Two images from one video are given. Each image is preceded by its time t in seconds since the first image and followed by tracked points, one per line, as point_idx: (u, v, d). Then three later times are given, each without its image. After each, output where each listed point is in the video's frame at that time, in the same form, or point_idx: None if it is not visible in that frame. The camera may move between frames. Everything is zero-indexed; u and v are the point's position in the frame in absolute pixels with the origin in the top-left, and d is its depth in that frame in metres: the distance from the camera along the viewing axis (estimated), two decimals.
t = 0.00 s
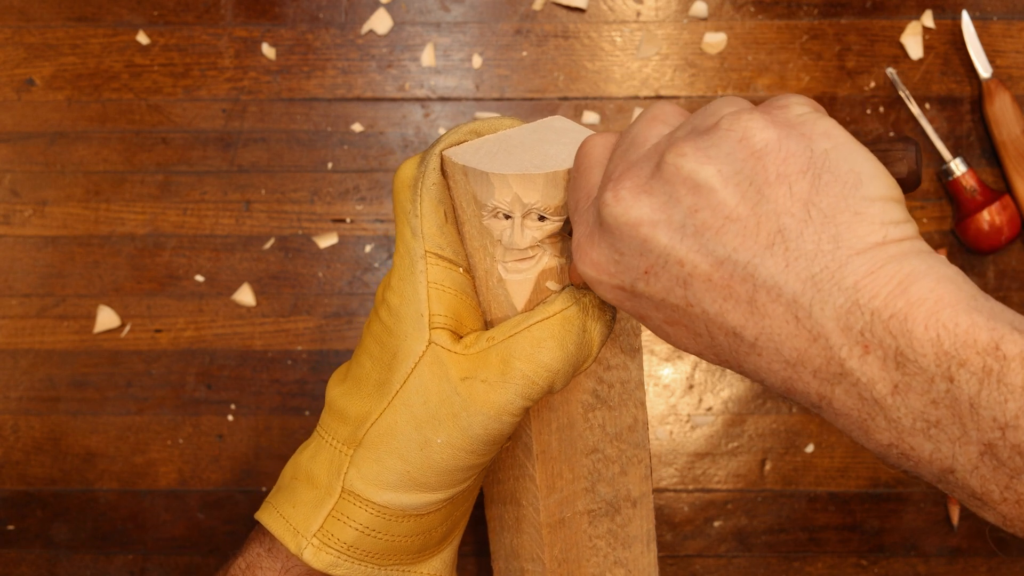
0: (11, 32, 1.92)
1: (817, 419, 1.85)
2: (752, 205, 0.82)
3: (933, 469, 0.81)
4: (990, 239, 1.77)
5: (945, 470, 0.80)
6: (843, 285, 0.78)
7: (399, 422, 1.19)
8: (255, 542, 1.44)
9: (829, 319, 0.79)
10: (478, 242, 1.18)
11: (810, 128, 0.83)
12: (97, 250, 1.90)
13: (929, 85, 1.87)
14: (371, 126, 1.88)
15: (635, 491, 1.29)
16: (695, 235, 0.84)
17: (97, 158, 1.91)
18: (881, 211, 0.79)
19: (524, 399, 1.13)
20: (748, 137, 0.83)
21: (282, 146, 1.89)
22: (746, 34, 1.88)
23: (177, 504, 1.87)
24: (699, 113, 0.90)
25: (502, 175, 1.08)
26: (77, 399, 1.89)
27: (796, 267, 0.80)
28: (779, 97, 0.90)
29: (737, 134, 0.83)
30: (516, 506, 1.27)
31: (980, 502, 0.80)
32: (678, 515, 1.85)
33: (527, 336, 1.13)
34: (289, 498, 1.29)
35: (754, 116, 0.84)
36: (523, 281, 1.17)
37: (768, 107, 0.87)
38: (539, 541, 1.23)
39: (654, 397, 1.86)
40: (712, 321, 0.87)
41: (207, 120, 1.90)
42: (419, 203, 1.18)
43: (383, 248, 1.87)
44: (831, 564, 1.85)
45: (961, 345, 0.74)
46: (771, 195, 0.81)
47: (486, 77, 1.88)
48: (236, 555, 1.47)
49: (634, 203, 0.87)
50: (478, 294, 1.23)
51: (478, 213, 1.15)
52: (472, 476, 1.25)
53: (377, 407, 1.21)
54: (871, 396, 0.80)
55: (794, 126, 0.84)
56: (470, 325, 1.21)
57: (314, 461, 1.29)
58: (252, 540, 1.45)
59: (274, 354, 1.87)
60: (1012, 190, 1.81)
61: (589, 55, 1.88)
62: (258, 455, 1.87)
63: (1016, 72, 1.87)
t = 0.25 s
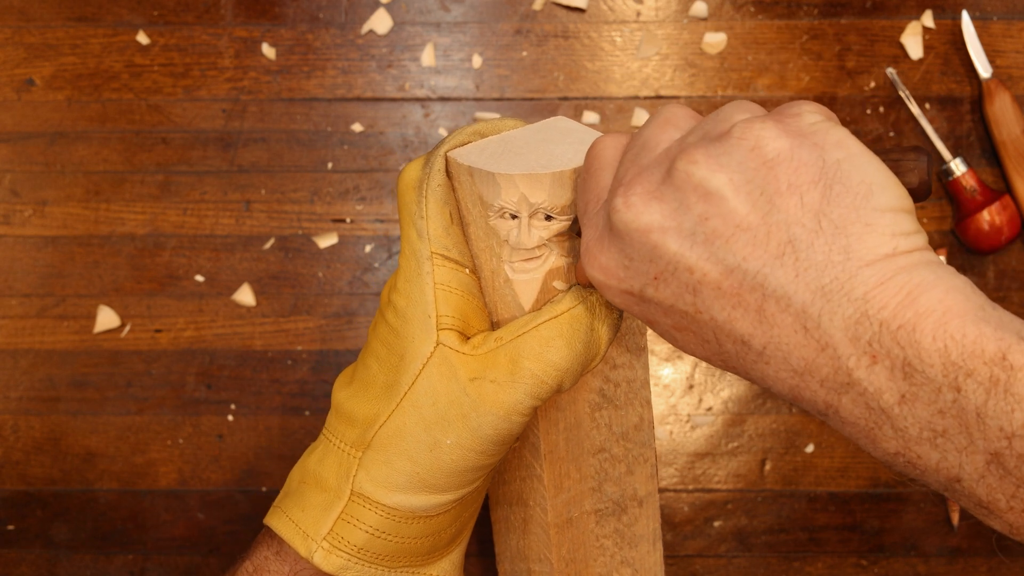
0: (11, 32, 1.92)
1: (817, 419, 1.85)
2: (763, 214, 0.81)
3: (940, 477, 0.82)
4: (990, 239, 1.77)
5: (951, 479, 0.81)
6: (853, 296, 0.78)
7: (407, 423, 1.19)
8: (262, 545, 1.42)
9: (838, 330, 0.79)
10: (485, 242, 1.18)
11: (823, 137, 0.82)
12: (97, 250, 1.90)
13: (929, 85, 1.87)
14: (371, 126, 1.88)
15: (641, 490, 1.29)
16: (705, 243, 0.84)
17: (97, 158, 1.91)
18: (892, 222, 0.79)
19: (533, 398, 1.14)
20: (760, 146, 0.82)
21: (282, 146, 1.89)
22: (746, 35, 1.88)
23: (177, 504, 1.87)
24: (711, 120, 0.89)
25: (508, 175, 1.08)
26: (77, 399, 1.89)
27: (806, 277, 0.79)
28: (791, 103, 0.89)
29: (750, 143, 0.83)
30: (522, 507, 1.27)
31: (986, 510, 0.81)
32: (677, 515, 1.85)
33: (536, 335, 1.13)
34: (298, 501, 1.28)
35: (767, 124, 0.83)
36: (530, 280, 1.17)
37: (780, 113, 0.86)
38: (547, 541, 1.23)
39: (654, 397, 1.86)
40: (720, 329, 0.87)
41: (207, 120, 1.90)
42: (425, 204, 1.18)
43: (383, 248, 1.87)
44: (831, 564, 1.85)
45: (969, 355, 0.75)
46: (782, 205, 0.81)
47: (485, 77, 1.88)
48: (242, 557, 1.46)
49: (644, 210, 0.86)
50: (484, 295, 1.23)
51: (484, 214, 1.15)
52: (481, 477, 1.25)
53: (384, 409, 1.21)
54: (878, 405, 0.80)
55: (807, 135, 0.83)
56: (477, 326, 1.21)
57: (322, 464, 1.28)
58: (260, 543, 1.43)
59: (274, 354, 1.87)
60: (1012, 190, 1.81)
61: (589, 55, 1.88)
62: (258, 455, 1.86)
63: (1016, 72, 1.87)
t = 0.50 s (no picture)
0: (11, 32, 1.92)
1: (817, 419, 1.85)
2: (771, 209, 0.82)
3: (948, 477, 0.81)
4: (990, 239, 1.77)
5: (960, 477, 0.80)
6: (861, 291, 0.78)
7: (415, 428, 1.19)
8: (269, 550, 1.41)
9: (846, 325, 0.79)
10: (492, 247, 1.18)
11: (830, 135, 0.84)
12: (97, 250, 1.90)
13: (929, 85, 1.87)
14: (371, 126, 1.88)
15: (646, 495, 1.29)
16: (713, 239, 0.84)
17: (97, 158, 1.91)
18: (900, 219, 0.79)
19: (540, 403, 1.13)
20: (769, 143, 0.83)
21: (282, 146, 1.89)
22: (746, 35, 1.88)
23: (177, 504, 1.87)
24: (720, 120, 0.90)
25: (517, 179, 1.09)
26: (77, 399, 1.89)
27: (814, 272, 0.79)
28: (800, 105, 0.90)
29: (758, 140, 0.84)
30: (529, 513, 1.27)
31: (994, 509, 0.80)
32: (678, 515, 1.85)
33: (544, 340, 1.13)
34: (304, 506, 1.28)
35: (775, 122, 0.84)
36: (538, 285, 1.16)
37: (789, 114, 0.88)
38: (553, 546, 1.23)
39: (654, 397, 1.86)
40: (728, 326, 0.86)
41: (207, 120, 1.90)
42: (432, 209, 1.18)
43: (383, 248, 1.87)
44: (831, 564, 1.85)
45: (978, 352, 0.75)
46: (790, 201, 0.81)
47: (485, 77, 1.88)
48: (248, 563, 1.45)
49: (653, 207, 0.87)
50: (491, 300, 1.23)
51: (492, 219, 1.15)
52: (488, 482, 1.25)
53: (392, 413, 1.21)
54: (886, 402, 0.80)
55: (815, 134, 0.84)
56: (485, 331, 1.21)
57: (329, 469, 1.28)
58: (267, 548, 1.42)
59: (274, 354, 1.87)
60: (1012, 190, 1.81)
61: (589, 55, 1.88)
62: (258, 455, 1.86)
63: (1016, 72, 1.87)
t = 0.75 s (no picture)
0: (11, 32, 1.92)
1: (817, 419, 1.85)
2: (777, 212, 0.82)
3: (954, 477, 0.82)
4: (990, 239, 1.77)
5: (965, 477, 0.81)
6: (868, 293, 0.78)
7: (414, 428, 1.19)
8: (268, 550, 1.41)
9: (853, 326, 0.79)
10: (491, 248, 1.17)
11: (834, 136, 0.83)
12: (97, 250, 1.90)
13: (929, 85, 1.87)
14: (371, 126, 1.88)
15: (646, 495, 1.29)
16: (720, 242, 0.84)
17: (97, 158, 1.91)
18: (906, 220, 0.79)
19: (539, 403, 1.14)
20: (774, 145, 0.83)
21: (282, 146, 1.89)
22: (746, 34, 1.88)
23: (177, 504, 1.87)
24: (724, 121, 0.90)
25: (516, 180, 1.09)
26: (77, 399, 1.89)
27: (821, 274, 0.79)
28: (803, 106, 0.90)
29: (763, 142, 0.84)
30: (528, 513, 1.27)
31: (1000, 510, 0.80)
32: (678, 515, 1.85)
33: (542, 340, 1.13)
34: (303, 506, 1.28)
35: (779, 124, 0.84)
36: (537, 286, 1.16)
37: (793, 115, 0.88)
38: (553, 546, 1.23)
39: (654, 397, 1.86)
40: (734, 328, 0.86)
41: (207, 120, 1.90)
42: (432, 209, 1.18)
43: (383, 248, 1.87)
44: (831, 564, 1.85)
45: (985, 352, 0.75)
46: (796, 203, 0.81)
47: (485, 77, 1.88)
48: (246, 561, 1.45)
49: (658, 209, 0.87)
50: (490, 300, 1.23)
51: (490, 219, 1.15)
52: (487, 482, 1.25)
53: (391, 413, 1.21)
54: (894, 403, 0.80)
55: (820, 135, 0.84)
56: (484, 331, 1.21)
57: (328, 468, 1.28)
58: (267, 548, 1.42)
59: (274, 354, 1.87)
60: (1012, 191, 1.81)
61: (589, 55, 1.88)
62: (258, 455, 1.86)
63: (1016, 72, 1.87)
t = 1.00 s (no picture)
0: (11, 32, 1.92)
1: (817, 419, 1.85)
2: (770, 220, 0.82)
3: (943, 481, 0.82)
4: (990, 239, 1.77)
5: (955, 483, 0.81)
6: (859, 301, 0.78)
7: (410, 424, 1.19)
8: (266, 547, 1.41)
9: (844, 335, 0.79)
10: (487, 244, 1.17)
11: (830, 143, 0.82)
12: (97, 250, 1.90)
13: (929, 85, 1.87)
14: (371, 126, 1.88)
15: (644, 491, 1.29)
16: (713, 250, 0.83)
17: (97, 158, 1.91)
18: (898, 228, 0.79)
19: (536, 399, 1.14)
20: (769, 153, 0.82)
21: (282, 146, 1.89)
22: (746, 35, 1.88)
23: (177, 504, 1.87)
24: (719, 127, 0.89)
25: (512, 177, 1.08)
26: (77, 399, 1.89)
27: (813, 282, 0.79)
28: (800, 110, 0.89)
29: (758, 149, 0.83)
30: (525, 509, 1.27)
31: (989, 514, 0.81)
32: (677, 515, 1.85)
33: (539, 335, 1.13)
34: (300, 503, 1.28)
35: (775, 131, 0.83)
36: (533, 281, 1.16)
37: (789, 120, 0.87)
38: (550, 543, 1.23)
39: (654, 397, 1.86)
40: (726, 334, 0.87)
41: (207, 120, 1.90)
42: (428, 206, 1.18)
43: (383, 248, 1.87)
44: (831, 564, 1.85)
45: (973, 360, 0.75)
46: (790, 212, 0.81)
47: (485, 77, 1.88)
48: (244, 558, 1.45)
49: (652, 215, 0.86)
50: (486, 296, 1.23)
51: (487, 215, 1.15)
52: (484, 478, 1.25)
53: (387, 410, 1.21)
54: (883, 409, 0.80)
55: (815, 142, 0.83)
56: (480, 327, 1.21)
57: (325, 465, 1.28)
58: (263, 545, 1.42)
59: (274, 354, 1.87)
60: (1012, 190, 1.81)
61: (589, 55, 1.88)
62: (258, 455, 1.86)
63: (1016, 72, 1.87)
